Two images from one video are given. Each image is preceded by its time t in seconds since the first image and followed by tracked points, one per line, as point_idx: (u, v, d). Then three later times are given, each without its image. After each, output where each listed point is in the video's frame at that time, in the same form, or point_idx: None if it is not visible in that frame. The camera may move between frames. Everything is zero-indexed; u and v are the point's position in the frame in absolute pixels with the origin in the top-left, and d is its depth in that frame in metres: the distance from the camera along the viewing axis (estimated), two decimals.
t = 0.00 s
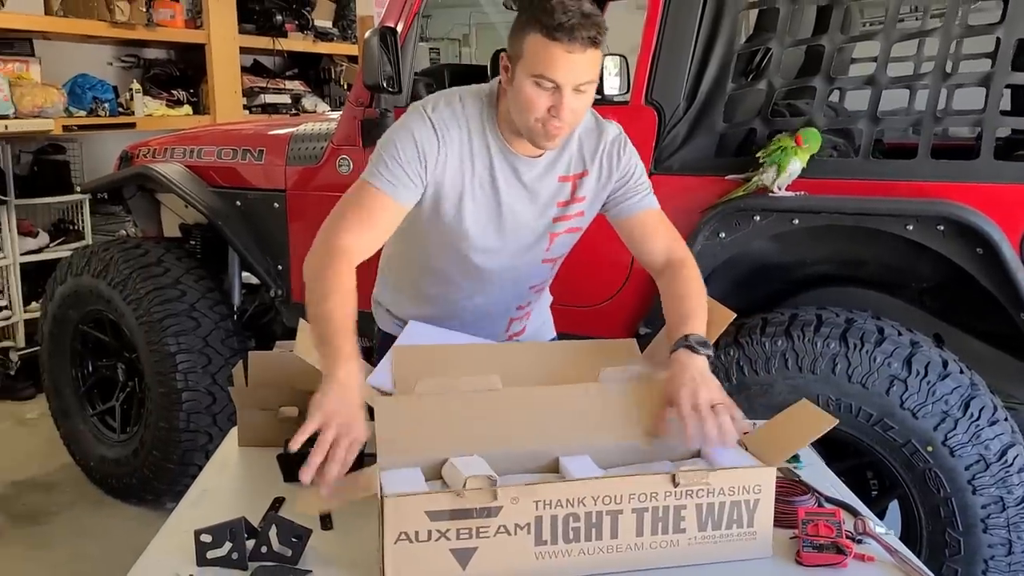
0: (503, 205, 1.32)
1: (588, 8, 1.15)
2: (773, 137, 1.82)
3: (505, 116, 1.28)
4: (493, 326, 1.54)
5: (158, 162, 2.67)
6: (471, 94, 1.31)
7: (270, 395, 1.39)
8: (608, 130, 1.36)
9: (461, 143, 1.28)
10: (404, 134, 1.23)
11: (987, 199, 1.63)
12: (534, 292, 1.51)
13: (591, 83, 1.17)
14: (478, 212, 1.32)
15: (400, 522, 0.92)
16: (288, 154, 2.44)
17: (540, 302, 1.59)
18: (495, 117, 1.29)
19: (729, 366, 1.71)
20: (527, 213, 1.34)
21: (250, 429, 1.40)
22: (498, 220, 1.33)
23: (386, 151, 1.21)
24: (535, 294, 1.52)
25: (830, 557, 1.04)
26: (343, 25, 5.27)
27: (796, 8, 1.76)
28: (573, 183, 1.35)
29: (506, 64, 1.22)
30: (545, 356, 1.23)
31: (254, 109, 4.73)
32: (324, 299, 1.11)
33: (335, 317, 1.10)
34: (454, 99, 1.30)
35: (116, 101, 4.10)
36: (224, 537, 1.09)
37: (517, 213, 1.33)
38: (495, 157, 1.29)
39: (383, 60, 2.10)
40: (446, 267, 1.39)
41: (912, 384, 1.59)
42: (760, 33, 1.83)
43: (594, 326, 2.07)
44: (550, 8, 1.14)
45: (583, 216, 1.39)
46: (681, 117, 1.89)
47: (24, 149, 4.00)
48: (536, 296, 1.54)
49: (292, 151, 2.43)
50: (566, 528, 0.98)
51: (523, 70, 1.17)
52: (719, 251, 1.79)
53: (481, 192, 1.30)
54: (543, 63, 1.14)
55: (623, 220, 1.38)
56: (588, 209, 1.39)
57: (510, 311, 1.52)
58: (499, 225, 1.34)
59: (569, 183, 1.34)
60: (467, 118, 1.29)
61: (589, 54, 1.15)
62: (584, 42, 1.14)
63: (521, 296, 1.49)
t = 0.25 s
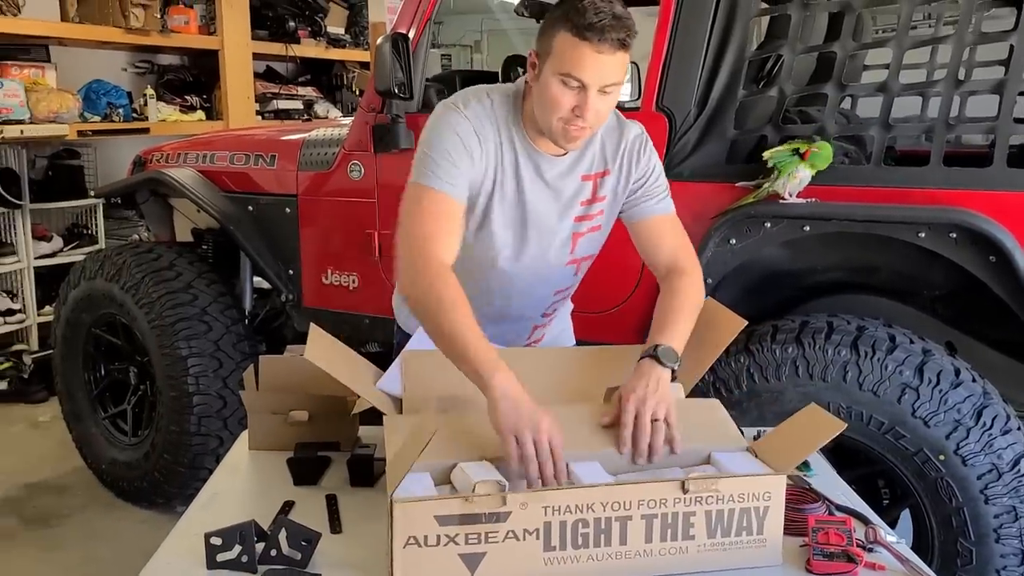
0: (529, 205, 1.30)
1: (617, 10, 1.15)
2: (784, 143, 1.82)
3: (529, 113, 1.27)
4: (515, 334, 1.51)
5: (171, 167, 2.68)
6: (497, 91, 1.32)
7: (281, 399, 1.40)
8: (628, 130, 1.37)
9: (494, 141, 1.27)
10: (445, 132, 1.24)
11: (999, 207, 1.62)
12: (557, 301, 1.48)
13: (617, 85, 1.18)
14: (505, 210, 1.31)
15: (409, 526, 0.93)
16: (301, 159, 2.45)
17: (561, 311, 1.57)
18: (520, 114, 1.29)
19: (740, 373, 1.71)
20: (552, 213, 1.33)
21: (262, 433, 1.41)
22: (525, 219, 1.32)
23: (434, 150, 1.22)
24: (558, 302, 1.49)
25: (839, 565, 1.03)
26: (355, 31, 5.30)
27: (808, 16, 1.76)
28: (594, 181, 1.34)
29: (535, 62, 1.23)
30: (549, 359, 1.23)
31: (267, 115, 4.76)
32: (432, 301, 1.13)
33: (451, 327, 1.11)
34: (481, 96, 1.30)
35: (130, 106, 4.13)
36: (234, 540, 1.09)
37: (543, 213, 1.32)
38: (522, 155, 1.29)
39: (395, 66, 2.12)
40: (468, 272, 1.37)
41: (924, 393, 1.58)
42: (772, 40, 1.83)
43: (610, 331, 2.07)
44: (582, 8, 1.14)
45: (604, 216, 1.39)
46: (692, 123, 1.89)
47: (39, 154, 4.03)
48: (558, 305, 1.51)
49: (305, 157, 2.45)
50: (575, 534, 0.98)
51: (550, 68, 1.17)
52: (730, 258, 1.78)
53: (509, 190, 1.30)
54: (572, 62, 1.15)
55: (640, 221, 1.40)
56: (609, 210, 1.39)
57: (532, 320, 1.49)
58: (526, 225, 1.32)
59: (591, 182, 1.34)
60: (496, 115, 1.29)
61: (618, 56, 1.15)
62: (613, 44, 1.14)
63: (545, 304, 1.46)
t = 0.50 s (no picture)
0: (562, 224, 1.31)
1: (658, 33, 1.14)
2: (790, 152, 1.82)
3: (561, 132, 1.26)
4: (535, 339, 1.53)
5: (177, 173, 2.69)
6: (528, 109, 1.31)
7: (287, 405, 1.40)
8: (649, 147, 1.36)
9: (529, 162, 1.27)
10: (484, 154, 1.22)
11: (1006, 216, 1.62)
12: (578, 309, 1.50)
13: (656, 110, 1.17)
14: (538, 231, 1.31)
15: (416, 533, 0.92)
16: (307, 166, 2.46)
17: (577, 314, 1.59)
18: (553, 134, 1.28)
19: (746, 382, 1.70)
20: (581, 230, 1.33)
21: (267, 440, 1.41)
22: (555, 238, 1.32)
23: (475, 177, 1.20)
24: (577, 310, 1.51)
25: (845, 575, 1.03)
26: (362, 39, 5.33)
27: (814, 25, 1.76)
28: (619, 201, 1.34)
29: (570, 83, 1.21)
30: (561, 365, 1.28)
31: (273, 122, 4.78)
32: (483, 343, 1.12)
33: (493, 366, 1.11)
34: (514, 115, 1.29)
35: (136, 113, 4.15)
36: (239, 546, 1.09)
37: (573, 231, 1.33)
38: (555, 176, 1.28)
39: (401, 74, 2.12)
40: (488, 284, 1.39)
41: (930, 402, 1.58)
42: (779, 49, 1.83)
43: (622, 337, 2.06)
44: (626, 33, 1.13)
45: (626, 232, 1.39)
46: (699, 131, 1.89)
47: (45, 160, 4.05)
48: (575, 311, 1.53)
49: (311, 163, 2.45)
50: (581, 542, 0.97)
51: (593, 91, 1.15)
52: (736, 266, 1.78)
53: (542, 211, 1.30)
54: (616, 87, 1.14)
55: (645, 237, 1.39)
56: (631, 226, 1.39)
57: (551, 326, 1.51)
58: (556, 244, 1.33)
59: (616, 201, 1.34)
60: (529, 136, 1.27)
61: (658, 82, 1.15)
62: (656, 69, 1.13)
63: (566, 312, 1.48)
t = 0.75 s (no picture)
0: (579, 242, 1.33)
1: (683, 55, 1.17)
2: (791, 159, 1.83)
3: (577, 150, 1.27)
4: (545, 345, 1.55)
5: (179, 179, 2.70)
6: (539, 130, 1.30)
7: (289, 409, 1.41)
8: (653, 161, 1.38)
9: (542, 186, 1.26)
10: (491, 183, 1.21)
11: (1004, 223, 1.63)
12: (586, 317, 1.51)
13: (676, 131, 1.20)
14: (553, 249, 1.32)
15: (417, 537, 0.93)
16: (309, 172, 2.47)
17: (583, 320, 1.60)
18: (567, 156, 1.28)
19: (746, 389, 1.71)
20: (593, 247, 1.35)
21: (267, 444, 1.41)
22: (566, 256, 1.33)
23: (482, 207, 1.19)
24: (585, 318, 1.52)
25: None
26: (364, 45, 5.35)
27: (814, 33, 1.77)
28: (627, 216, 1.36)
29: (593, 102, 1.22)
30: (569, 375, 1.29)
31: (275, 127, 4.80)
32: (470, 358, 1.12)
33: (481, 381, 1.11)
34: (520, 138, 1.29)
35: (138, 118, 4.16)
36: (241, 550, 1.08)
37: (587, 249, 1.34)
38: (570, 196, 1.29)
39: (404, 80, 2.13)
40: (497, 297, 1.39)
41: (930, 409, 1.58)
42: (779, 57, 1.84)
43: (623, 343, 2.06)
44: (656, 57, 1.16)
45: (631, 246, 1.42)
46: (699, 138, 1.90)
47: (47, 164, 4.05)
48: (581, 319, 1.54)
49: (312, 169, 2.46)
50: (581, 547, 0.98)
51: (622, 111, 1.17)
52: (736, 272, 1.78)
53: (556, 231, 1.31)
54: (644, 108, 1.16)
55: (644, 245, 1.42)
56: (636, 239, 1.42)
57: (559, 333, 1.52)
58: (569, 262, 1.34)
59: (624, 217, 1.36)
60: (543, 157, 1.27)
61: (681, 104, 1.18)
62: (683, 91, 1.16)
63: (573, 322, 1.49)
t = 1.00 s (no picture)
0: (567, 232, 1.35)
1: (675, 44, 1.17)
2: (789, 164, 1.84)
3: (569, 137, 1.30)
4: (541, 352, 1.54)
5: (180, 183, 2.70)
6: (534, 118, 1.34)
7: (288, 413, 1.41)
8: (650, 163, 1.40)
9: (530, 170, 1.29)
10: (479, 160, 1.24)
11: (1002, 228, 1.63)
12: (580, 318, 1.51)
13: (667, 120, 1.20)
14: (540, 236, 1.34)
15: (418, 541, 0.93)
16: (309, 177, 2.47)
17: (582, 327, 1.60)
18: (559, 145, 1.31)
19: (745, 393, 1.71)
20: (583, 242, 1.36)
21: (267, 448, 1.42)
22: (555, 245, 1.35)
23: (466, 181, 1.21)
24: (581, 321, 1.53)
25: None
26: (364, 51, 5.37)
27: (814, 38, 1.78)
28: (620, 215, 1.38)
29: (585, 90, 1.24)
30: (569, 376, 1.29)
31: (275, 133, 4.82)
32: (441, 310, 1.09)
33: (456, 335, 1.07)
34: (518, 124, 1.33)
35: (139, 123, 4.17)
36: (242, 553, 1.08)
37: (576, 242, 1.36)
38: (558, 183, 1.31)
39: (404, 85, 2.14)
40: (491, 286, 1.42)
41: (928, 413, 1.59)
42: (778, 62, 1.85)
43: (624, 348, 2.06)
44: (644, 42, 1.16)
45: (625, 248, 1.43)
46: (698, 143, 1.91)
47: (48, 170, 4.06)
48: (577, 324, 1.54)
49: (313, 173, 2.47)
50: (582, 550, 0.98)
51: (610, 97, 1.18)
52: (736, 277, 1.79)
53: (543, 218, 1.33)
54: (633, 94, 1.16)
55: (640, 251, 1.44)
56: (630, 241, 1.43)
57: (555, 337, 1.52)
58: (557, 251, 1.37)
59: (617, 215, 1.37)
60: (534, 142, 1.31)
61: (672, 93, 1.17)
62: (674, 80, 1.16)
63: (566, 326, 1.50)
